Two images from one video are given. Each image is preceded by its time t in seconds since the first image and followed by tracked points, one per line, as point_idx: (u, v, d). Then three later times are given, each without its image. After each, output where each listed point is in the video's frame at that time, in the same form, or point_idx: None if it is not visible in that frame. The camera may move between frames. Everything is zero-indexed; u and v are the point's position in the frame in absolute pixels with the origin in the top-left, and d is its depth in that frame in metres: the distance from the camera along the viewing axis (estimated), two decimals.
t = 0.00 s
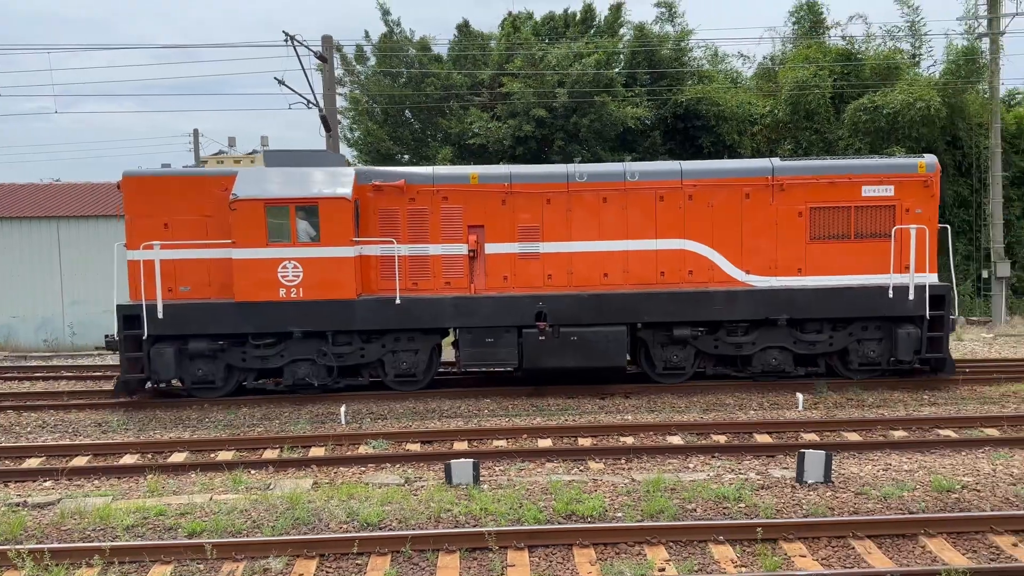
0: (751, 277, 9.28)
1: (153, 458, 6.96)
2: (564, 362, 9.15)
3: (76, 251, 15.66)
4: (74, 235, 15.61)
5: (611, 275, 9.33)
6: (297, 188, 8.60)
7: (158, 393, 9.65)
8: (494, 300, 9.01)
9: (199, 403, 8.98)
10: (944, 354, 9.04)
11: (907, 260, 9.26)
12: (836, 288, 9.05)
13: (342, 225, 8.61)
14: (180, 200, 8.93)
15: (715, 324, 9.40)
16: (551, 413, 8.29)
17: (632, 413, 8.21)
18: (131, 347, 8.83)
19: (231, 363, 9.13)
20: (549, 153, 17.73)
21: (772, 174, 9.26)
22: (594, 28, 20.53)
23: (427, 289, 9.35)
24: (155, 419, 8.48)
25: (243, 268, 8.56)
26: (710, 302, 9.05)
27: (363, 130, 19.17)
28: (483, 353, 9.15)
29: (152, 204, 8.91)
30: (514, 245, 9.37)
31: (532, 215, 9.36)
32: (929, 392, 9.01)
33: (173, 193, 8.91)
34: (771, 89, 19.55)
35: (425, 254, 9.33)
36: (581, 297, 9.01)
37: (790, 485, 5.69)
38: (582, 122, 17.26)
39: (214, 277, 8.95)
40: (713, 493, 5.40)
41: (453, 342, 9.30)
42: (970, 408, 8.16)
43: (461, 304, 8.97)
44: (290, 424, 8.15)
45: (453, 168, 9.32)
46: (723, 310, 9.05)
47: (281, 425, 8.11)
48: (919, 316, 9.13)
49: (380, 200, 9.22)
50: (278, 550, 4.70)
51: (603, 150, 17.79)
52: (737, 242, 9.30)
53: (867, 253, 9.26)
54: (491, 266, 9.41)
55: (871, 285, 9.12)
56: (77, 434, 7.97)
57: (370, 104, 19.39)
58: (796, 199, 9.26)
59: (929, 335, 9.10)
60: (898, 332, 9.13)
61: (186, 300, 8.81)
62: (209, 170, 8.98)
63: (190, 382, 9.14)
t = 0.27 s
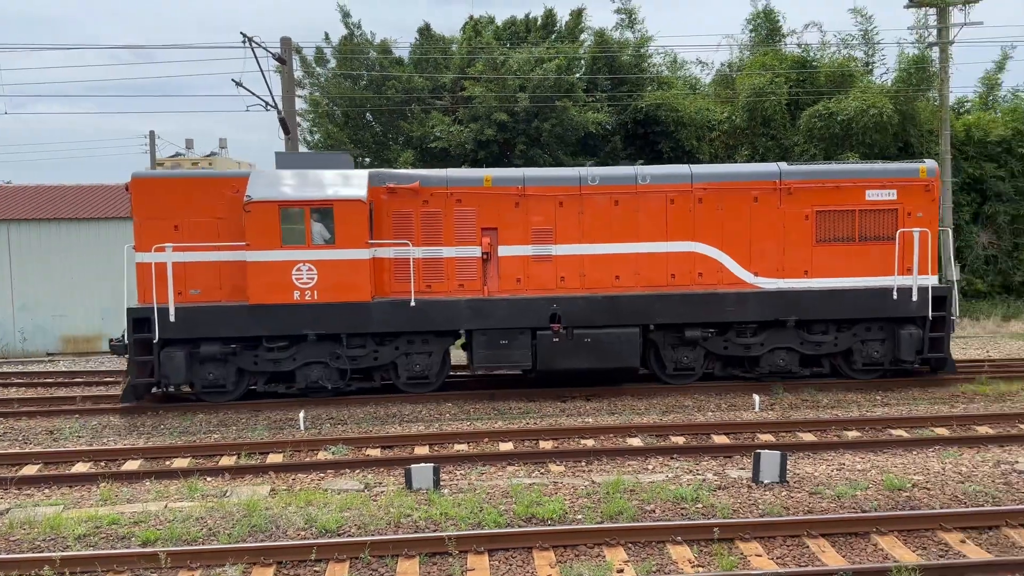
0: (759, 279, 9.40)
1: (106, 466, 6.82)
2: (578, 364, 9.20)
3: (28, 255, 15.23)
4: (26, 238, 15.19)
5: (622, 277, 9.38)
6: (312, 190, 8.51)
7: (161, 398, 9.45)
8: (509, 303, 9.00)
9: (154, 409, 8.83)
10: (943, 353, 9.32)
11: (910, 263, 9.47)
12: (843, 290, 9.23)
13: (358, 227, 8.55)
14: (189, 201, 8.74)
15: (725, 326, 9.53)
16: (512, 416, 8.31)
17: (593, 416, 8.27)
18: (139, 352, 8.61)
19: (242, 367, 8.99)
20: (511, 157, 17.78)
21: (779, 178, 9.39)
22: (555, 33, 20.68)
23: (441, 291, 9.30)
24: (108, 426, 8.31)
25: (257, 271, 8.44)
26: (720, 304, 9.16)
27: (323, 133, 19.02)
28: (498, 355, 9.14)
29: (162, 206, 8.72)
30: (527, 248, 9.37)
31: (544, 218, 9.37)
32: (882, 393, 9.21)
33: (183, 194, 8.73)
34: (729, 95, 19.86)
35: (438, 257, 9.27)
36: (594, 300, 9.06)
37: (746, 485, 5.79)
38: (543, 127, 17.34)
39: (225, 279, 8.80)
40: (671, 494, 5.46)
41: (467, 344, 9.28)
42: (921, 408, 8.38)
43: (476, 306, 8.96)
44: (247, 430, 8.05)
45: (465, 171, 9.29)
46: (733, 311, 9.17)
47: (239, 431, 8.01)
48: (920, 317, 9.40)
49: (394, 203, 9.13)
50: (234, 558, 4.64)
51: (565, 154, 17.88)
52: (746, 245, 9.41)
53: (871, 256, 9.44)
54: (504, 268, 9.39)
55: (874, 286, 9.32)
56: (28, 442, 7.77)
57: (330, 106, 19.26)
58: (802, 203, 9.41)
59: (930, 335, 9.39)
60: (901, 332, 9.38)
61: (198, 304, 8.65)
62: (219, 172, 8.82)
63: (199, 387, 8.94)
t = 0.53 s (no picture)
0: (764, 281, 9.52)
1: (54, 474, 6.65)
2: (588, 364, 9.26)
3: None
4: None
5: (631, 279, 9.44)
6: (324, 192, 8.44)
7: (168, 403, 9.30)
8: (520, 304, 9.01)
9: (106, 416, 8.64)
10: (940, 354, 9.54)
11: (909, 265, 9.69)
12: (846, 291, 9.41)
13: (371, 229, 8.48)
14: (198, 203, 8.58)
15: (730, 326, 9.67)
16: (471, 420, 8.32)
17: (551, 418, 8.31)
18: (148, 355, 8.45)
19: (252, 370, 8.88)
20: (471, 160, 17.80)
21: (784, 181, 9.55)
22: (515, 37, 20.76)
23: (452, 294, 9.25)
24: (56, 434, 8.10)
25: (270, 272, 8.33)
26: (728, 305, 9.28)
27: (280, 135, 18.80)
28: (509, 357, 9.16)
29: (171, 207, 8.55)
30: (537, 250, 9.38)
31: (555, 221, 9.39)
32: (833, 394, 9.41)
33: (193, 195, 8.58)
34: (686, 101, 20.12)
35: (449, 260, 9.22)
36: (604, 301, 9.11)
37: (701, 486, 5.87)
38: (504, 130, 17.38)
39: (235, 281, 8.67)
40: (628, 495, 5.52)
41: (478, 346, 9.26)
42: (872, 408, 8.58)
43: (488, 308, 8.96)
44: (200, 436, 7.93)
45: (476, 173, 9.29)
46: (740, 312, 9.30)
47: (192, 437, 7.88)
48: (918, 318, 9.61)
49: (405, 205, 9.07)
50: (185, 567, 4.57)
51: (525, 158, 17.94)
52: (751, 247, 9.54)
53: (871, 259, 9.65)
54: (514, 270, 9.39)
55: (876, 288, 9.52)
56: None
57: (287, 108, 19.05)
58: (805, 206, 9.58)
59: (928, 335, 9.60)
60: (899, 332, 9.58)
61: (208, 305, 8.52)
62: (229, 173, 8.69)
63: (208, 391, 8.82)
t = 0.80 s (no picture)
0: (764, 282, 9.69)
1: None
2: (595, 364, 9.38)
3: None
4: None
5: (636, 280, 9.55)
6: (334, 193, 8.45)
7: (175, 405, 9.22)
8: (528, 305, 9.08)
9: (52, 422, 8.43)
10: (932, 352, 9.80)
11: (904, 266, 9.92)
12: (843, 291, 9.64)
13: (381, 230, 8.54)
14: (209, 203, 8.51)
15: (733, 326, 9.85)
16: (428, 423, 8.29)
17: (509, 420, 8.33)
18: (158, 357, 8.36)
19: (262, 372, 8.83)
20: (429, 162, 17.75)
21: (783, 185, 9.74)
22: (473, 39, 20.79)
23: (462, 294, 9.26)
24: None
25: (282, 273, 8.32)
26: (730, 305, 9.45)
27: (234, 135, 18.50)
28: (518, 357, 9.24)
29: (181, 207, 8.45)
30: (545, 251, 9.46)
31: (562, 223, 9.48)
32: (785, 393, 9.57)
33: (203, 195, 8.49)
34: (643, 105, 20.32)
35: (459, 260, 9.24)
36: (611, 301, 9.24)
37: (655, 485, 5.94)
38: (462, 132, 17.37)
39: (246, 283, 8.60)
40: (583, 496, 5.55)
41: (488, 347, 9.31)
42: (823, 407, 8.77)
43: (498, 308, 9.03)
44: (150, 442, 7.78)
45: (484, 175, 9.33)
46: (742, 312, 9.49)
47: (142, 443, 7.73)
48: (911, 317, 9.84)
49: (415, 206, 9.07)
50: None
51: (484, 160, 17.95)
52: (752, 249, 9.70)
53: (867, 260, 9.86)
54: (522, 271, 9.44)
55: (872, 288, 9.75)
56: None
57: (242, 108, 18.77)
58: (803, 209, 9.77)
59: (921, 334, 9.84)
60: (893, 331, 9.80)
61: (220, 307, 8.45)
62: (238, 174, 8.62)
63: (217, 393, 8.76)
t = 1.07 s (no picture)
0: (763, 281, 9.83)
1: None
2: (600, 362, 9.47)
3: None
4: None
5: (640, 280, 9.64)
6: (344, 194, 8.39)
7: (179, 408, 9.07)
8: (535, 305, 9.13)
9: None
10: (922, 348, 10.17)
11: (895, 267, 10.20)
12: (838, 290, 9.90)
13: (392, 231, 8.52)
14: (209, 203, 8.35)
15: (732, 324, 10.01)
16: (386, 425, 8.26)
17: (466, 422, 8.34)
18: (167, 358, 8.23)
19: (271, 372, 8.74)
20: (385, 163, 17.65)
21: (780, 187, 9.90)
22: (430, 39, 20.72)
23: (469, 294, 9.24)
24: None
25: (292, 273, 8.23)
26: (731, 305, 9.63)
27: (185, 134, 18.15)
28: (525, 356, 9.27)
29: (188, 207, 8.27)
30: (551, 251, 9.48)
31: (567, 223, 9.52)
32: (739, 392, 9.73)
33: (209, 195, 8.32)
34: (599, 107, 20.46)
35: (466, 260, 9.21)
36: (616, 301, 9.34)
37: (609, 484, 6.00)
38: (418, 133, 17.31)
39: (253, 283, 8.46)
40: (538, 496, 5.59)
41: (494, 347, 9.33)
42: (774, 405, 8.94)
43: (506, 308, 9.07)
44: (98, 448, 7.61)
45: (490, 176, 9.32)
46: (742, 311, 9.67)
47: (90, 448, 7.56)
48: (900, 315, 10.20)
49: (423, 207, 9.02)
50: None
51: (441, 161, 17.90)
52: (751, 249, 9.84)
53: (860, 260, 10.10)
54: (528, 271, 9.45)
55: (865, 288, 10.02)
56: None
57: (193, 107, 18.42)
58: (800, 210, 9.95)
59: (910, 331, 10.22)
60: (884, 328, 10.15)
61: (229, 307, 8.30)
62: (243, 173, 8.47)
63: (226, 394, 8.66)
